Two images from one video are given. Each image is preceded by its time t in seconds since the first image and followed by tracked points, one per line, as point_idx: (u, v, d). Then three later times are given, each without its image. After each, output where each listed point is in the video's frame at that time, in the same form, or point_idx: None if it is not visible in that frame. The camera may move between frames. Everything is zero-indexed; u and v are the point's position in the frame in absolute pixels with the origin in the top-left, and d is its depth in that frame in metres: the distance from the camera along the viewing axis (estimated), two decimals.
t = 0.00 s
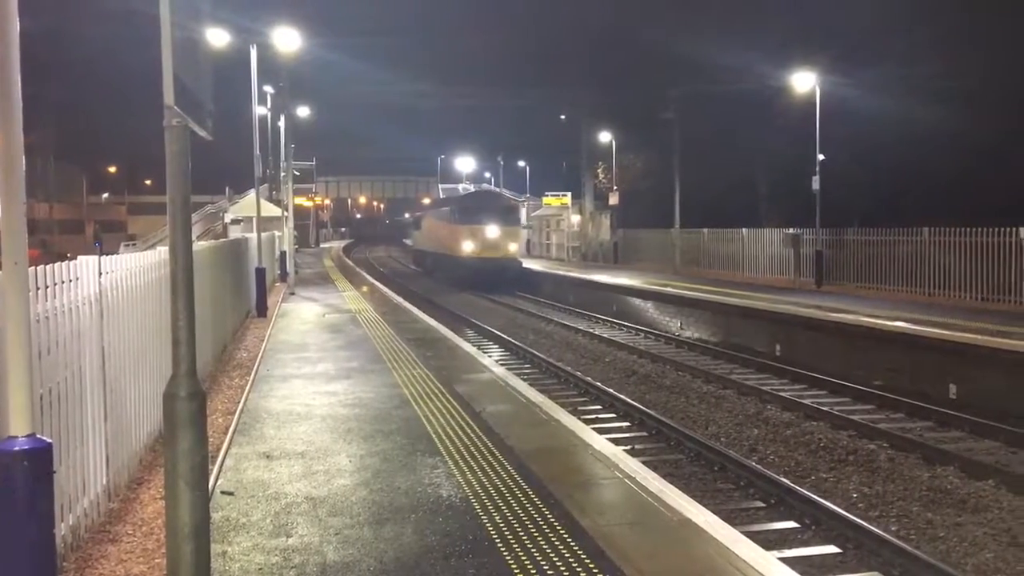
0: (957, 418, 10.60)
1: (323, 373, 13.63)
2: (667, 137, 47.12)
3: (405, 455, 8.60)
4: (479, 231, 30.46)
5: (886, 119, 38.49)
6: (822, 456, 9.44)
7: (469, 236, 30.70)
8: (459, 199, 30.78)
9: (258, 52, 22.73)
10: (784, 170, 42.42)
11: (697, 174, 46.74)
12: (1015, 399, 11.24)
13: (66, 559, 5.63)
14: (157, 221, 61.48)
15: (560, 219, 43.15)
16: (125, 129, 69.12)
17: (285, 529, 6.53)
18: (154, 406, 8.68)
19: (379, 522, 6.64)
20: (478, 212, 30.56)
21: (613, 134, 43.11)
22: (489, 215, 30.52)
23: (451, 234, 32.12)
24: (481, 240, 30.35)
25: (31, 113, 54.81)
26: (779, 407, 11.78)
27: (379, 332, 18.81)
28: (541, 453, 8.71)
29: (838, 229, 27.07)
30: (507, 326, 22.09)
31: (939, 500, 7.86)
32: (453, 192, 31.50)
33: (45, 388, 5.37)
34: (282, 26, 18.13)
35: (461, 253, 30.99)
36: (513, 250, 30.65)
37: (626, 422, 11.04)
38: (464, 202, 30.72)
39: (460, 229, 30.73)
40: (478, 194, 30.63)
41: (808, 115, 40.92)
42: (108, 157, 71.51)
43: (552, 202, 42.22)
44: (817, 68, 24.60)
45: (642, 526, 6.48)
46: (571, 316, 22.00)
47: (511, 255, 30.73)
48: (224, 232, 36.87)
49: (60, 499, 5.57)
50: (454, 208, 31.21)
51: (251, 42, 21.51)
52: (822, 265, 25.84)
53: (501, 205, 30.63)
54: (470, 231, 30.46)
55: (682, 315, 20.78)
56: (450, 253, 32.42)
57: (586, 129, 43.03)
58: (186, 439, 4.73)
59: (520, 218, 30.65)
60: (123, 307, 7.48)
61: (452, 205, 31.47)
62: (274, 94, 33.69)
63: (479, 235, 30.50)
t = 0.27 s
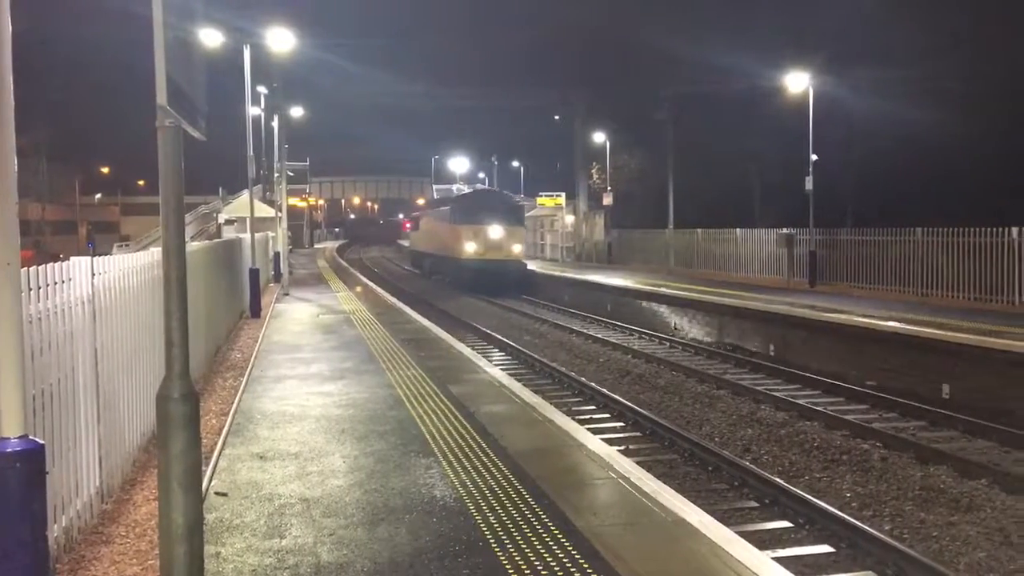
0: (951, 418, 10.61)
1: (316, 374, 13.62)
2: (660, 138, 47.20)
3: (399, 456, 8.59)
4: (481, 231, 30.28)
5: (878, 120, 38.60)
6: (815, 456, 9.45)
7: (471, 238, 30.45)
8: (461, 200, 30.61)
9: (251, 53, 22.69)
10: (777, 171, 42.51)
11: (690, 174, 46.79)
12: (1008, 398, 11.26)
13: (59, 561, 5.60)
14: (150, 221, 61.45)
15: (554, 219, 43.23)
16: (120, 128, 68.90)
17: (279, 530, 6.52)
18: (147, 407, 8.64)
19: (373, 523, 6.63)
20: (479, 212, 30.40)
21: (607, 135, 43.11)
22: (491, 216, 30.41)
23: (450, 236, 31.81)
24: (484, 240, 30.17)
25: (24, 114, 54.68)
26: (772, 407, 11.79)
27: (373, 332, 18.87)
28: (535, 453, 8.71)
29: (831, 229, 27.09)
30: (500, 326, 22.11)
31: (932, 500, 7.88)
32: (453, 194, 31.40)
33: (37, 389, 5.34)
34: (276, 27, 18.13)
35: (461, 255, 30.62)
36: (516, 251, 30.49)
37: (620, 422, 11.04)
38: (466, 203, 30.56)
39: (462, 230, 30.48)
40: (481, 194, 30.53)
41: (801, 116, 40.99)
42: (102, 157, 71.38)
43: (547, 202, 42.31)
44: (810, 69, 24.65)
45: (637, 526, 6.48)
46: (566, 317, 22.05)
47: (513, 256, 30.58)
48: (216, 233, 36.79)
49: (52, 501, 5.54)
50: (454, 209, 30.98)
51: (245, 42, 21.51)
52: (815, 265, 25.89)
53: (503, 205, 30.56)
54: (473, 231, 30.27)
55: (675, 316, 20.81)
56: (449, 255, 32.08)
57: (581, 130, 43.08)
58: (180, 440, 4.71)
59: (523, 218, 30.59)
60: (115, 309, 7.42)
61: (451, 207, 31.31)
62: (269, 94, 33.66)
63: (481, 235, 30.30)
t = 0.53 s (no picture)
0: (943, 418, 10.64)
1: (310, 374, 13.59)
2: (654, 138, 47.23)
3: (393, 457, 8.58)
4: (485, 232, 29.31)
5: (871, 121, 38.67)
6: (808, 456, 9.47)
7: (475, 239, 29.45)
8: (464, 199, 29.66)
9: (245, 53, 22.64)
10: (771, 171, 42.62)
11: (683, 175, 46.82)
12: (1001, 398, 11.28)
13: (52, 563, 5.58)
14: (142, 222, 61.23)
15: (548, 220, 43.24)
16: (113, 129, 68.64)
17: (272, 531, 6.50)
18: (140, 408, 8.60)
19: (367, 524, 6.62)
20: (483, 213, 29.47)
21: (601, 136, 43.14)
22: (496, 216, 29.45)
23: (451, 237, 30.79)
24: (488, 241, 29.17)
25: (16, 114, 54.43)
26: (765, 407, 11.81)
27: (367, 333, 18.87)
28: (529, 454, 8.71)
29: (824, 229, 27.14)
30: (494, 327, 22.13)
31: (925, 499, 7.90)
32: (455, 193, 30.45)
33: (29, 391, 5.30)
34: (269, 27, 18.08)
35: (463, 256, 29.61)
36: (521, 252, 29.45)
37: (614, 422, 11.05)
38: (469, 203, 29.61)
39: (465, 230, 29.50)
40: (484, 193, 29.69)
41: (794, 117, 41.05)
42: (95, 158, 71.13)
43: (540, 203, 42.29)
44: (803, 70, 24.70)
45: (630, 526, 6.49)
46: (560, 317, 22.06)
47: (518, 258, 29.55)
48: (209, 234, 36.70)
49: (45, 502, 5.53)
50: (457, 209, 30.01)
51: (237, 43, 21.46)
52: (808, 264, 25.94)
53: (508, 205, 29.63)
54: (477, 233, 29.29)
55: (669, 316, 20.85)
56: (450, 256, 31.05)
57: (574, 130, 43.08)
58: (173, 442, 4.70)
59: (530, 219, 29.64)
60: (108, 310, 7.39)
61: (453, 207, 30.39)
62: (261, 95, 33.61)
63: (484, 237, 29.32)
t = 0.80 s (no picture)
0: (934, 417, 10.68)
1: (303, 375, 13.58)
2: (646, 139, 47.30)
3: (386, 457, 8.57)
4: (488, 233, 28.42)
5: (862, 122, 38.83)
6: (800, 455, 9.49)
7: (478, 240, 28.51)
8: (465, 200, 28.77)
9: (237, 54, 22.62)
10: (763, 172, 42.73)
11: (676, 175, 46.88)
12: (991, 398, 11.35)
13: (43, 564, 5.58)
14: (133, 223, 60.93)
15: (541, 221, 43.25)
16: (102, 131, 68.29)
17: (265, 533, 6.49)
18: (131, 409, 8.58)
19: (359, 525, 6.62)
20: (486, 213, 28.61)
21: (593, 136, 43.21)
22: (499, 216, 28.60)
23: (451, 239, 29.87)
24: (490, 241, 28.31)
25: (7, 115, 54.24)
26: (757, 407, 11.85)
27: (359, 334, 18.87)
28: (522, 454, 8.71)
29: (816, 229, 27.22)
30: (487, 327, 22.14)
31: (916, 499, 7.93)
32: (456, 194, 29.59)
33: (21, 392, 5.28)
34: (260, 28, 18.05)
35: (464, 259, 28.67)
36: (526, 254, 28.58)
37: (607, 423, 11.06)
38: (471, 203, 28.75)
39: (467, 231, 28.58)
40: (487, 193, 28.90)
41: (786, 117, 41.16)
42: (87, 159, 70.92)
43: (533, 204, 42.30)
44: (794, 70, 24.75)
45: (622, 527, 6.49)
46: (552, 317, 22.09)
47: (522, 260, 28.67)
48: (202, 235, 36.64)
49: (36, 504, 5.53)
50: (459, 209, 29.10)
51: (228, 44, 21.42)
52: (800, 265, 26.00)
53: (512, 205, 28.80)
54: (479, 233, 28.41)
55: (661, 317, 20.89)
56: (451, 259, 30.10)
57: (567, 131, 43.10)
58: (165, 443, 4.69)
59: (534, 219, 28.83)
60: (99, 310, 7.38)
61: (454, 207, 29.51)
62: (253, 95, 33.57)
63: (487, 238, 28.43)
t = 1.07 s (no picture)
0: (922, 417, 10.73)
1: (293, 376, 13.57)
2: (637, 139, 47.38)
3: (376, 458, 8.57)
4: (489, 233, 27.18)
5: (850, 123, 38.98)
6: (789, 455, 9.52)
7: (479, 241, 27.23)
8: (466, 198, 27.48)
9: (226, 55, 22.57)
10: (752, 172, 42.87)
11: (666, 175, 46.91)
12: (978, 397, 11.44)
13: (32, 565, 5.55)
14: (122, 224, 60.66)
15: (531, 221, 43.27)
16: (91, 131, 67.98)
17: (254, 534, 6.48)
18: (120, 410, 8.55)
19: (350, 526, 6.61)
20: (487, 212, 27.35)
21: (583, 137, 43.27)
22: (501, 216, 27.38)
23: (449, 240, 28.65)
24: (492, 242, 27.08)
25: None
26: (747, 407, 11.88)
27: (349, 334, 18.82)
28: (512, 455, 8.71)
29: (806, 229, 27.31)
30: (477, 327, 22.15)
31: (905, 498, 7.97)
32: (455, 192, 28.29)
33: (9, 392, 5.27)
34: (249, 28, 18.01)
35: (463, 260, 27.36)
36: (530, 256, 27.35)
37: (597, 423, 11.07)
38: (472, 202, 27.49)
39: (468, 232, 27.30)
40: (490, 192, 27.69)
41: (775, 118, 41.29)
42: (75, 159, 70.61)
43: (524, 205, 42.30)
44: (783, 71, 24.81)
45: (612, 527, 6.50)
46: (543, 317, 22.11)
47: (525, 261, 27.41)
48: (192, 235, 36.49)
49: (25, 506, 5.51)
50: (459, 209, 27.80)
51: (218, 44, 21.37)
52: (789, 265, 26.08)
53: (515, 204, 27.60)
54: (481, 233, 27.16)
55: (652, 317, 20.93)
56: (449, 261, 28.80)
57: (557, 131, 43.15)
58: (153, 444, 4.68)
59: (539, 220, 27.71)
60: (88, 310, 7.36)
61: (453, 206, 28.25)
62: (243, 95, 33.50)
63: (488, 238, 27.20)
